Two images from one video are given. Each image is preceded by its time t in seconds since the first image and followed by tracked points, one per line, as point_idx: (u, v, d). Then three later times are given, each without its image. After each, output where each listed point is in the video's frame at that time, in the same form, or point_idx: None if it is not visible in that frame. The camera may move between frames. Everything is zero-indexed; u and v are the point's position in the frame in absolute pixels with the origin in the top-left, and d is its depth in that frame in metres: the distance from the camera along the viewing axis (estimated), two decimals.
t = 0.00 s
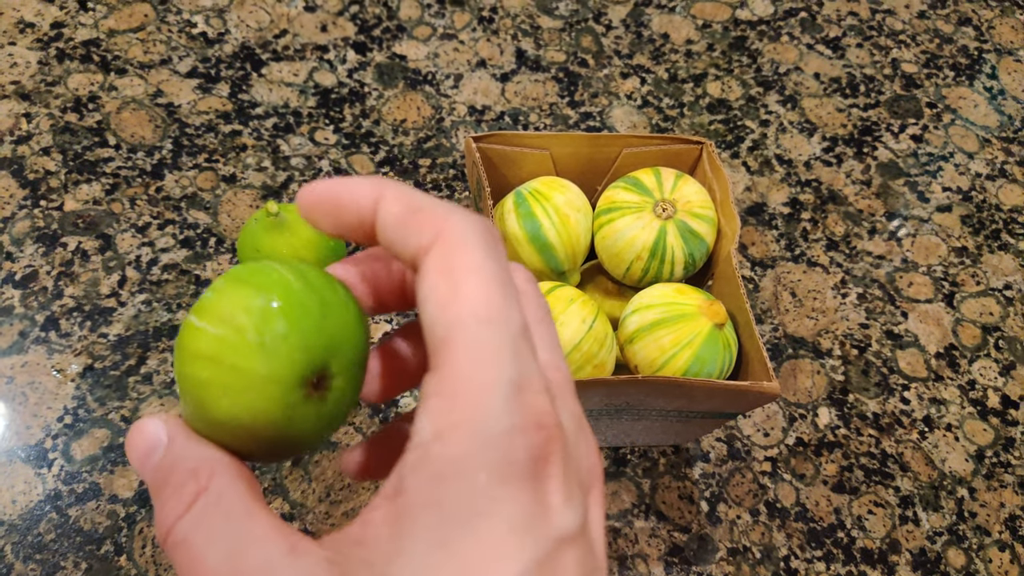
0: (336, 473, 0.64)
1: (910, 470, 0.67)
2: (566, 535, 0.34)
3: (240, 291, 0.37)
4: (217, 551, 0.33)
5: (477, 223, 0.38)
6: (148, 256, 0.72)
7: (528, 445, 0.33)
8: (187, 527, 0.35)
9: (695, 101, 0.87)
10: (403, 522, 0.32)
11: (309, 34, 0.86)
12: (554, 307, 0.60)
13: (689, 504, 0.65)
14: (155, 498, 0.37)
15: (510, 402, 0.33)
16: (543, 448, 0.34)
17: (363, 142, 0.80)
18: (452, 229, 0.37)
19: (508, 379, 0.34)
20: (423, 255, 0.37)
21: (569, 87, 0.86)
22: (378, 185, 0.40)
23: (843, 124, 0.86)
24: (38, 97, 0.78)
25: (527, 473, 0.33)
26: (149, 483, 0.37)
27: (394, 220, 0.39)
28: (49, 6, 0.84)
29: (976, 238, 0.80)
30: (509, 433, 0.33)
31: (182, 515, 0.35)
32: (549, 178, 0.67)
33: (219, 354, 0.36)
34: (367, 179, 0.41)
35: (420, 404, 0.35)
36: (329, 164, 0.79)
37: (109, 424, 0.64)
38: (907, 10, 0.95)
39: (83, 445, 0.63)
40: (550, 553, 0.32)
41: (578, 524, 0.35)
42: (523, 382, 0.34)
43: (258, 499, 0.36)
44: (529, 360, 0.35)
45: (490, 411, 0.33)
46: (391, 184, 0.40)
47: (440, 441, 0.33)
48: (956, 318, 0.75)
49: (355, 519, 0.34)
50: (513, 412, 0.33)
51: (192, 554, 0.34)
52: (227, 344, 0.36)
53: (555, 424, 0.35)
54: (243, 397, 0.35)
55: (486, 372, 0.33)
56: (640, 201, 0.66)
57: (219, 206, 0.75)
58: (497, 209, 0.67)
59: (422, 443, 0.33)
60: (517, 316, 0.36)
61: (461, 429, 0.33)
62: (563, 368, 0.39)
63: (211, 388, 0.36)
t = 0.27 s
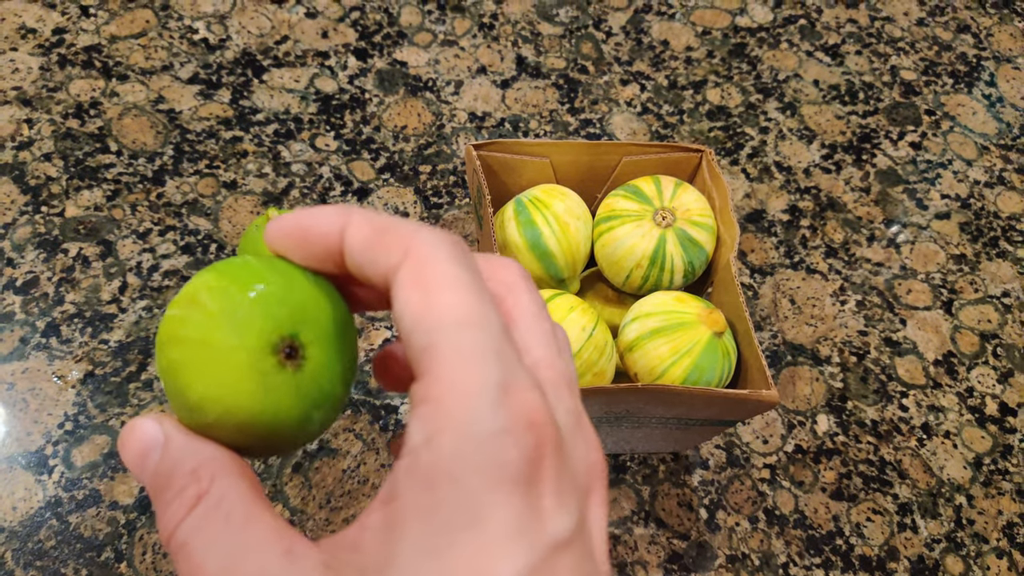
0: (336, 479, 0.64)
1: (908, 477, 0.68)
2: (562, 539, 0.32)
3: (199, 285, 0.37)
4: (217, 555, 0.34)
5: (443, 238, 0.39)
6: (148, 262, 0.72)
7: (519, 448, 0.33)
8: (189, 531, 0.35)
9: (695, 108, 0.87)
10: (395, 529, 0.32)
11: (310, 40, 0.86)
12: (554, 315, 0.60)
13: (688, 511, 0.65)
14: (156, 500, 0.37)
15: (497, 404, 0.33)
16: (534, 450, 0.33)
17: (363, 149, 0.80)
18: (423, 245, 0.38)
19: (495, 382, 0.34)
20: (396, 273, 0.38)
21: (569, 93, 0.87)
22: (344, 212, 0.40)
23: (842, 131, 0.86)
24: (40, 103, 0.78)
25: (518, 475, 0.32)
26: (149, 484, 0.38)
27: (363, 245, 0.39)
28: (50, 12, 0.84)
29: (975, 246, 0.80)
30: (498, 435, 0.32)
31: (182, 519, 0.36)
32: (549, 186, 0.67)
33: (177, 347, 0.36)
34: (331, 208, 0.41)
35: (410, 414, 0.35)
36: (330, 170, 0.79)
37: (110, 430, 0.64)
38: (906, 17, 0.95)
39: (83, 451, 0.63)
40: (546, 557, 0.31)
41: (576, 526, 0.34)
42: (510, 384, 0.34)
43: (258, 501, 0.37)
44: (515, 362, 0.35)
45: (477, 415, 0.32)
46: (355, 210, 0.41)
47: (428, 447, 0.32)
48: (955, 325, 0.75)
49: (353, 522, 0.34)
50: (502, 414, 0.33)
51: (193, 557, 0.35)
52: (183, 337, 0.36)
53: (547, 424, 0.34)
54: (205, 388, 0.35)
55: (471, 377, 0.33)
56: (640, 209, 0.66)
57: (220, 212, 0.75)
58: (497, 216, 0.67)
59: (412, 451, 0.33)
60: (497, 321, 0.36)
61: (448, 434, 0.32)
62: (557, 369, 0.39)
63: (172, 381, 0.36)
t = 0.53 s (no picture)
0: (334, 477, 0.64)
1: (908, 474, 0.68)
2: (562, 535, 0.33)
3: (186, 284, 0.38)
4: (218, 552, 0.35)
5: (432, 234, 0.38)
6: (146, 260, 0.72)
7: (518, 444, 0.32)
8: (190, 526, 0.36)
9: (693, 106, 0.87)
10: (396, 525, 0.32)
11: (308, 38, 0.86)
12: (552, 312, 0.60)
13: (687, 508, 0.65)
14: (153, 494, 0.37)
15: (494, 400, 0.32)
16: (534, 444, 0.33)
17: (361, 147, 0.80)
18: (414, 242, 0.37)
19: (492, 377, 0.33)
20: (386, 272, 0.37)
21: (567, 91, 0.86)
22: (332, 211, 0.40)
23: (841, 128, 0.86)
24: (37, 101, 0.78)
25: (516, 472, 0.32)
26: (145, 479, 0.38)
27: (353, 243, 0.39)
28: (47, 10, 0.84)
29: (974, 243, 0.80)
30: (497, 432, 0.32)
31: (182, 514, 0.36)
32: (548, 183, 0.67)
33: (168, 347, 0.36)
34: (320, 207, 0.41)
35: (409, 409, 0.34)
36: (328, 168, 0.79)
37: (108, 429, 0.64)
38: (905, 15, 0.95)
39: (81, 450, 0.63)
40: (544, 552, 0.31)
41: (576, 521, 0.34)
42: (507, 379, 0.33)
43: (257, 496, 0.38)
44: (513, 356, 0.34)
45: (473, 412, 0.32)
46: (345, 209, 0.40)
47: (425, 446, 0.32)
48: (954, 322, 0.75)
49: (356, 517, 0.35)
50: (501, 410, 0.32)
51: (194, 552, 0.35)
52: (172, 335, 0.36)
53: (548, 418, 0.33)
54: (194, 387, 0.35)
55: (466, 374, 0.33)
56: (638, 206, 0.66)
57: (217, 210, 0.75)
58: (496, 214, 0.67)
59: (410, 447, 0.33)
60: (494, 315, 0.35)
61: (446, 431, 0.32)
62: (557, 363, 0.39)
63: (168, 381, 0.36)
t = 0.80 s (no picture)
0: (332, 476, 0.64)
1: (905, 473, 0.68)
2: (563, 535, 0.33)
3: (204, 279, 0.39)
4: (216, 552, 0.34)
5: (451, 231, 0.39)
6: (144, 260, 0.72)
7: (521, 444, 0.33)
8: (188, 525, 0.35)
9: (691, 105, 0.87)
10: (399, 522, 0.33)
11: (306, 38, 0.86)
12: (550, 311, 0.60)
13: (685, 508, 0.65)
14: (157, 492, 0.37)
15: (500, 399, 0.33)
16: (537, 444, 0.33)
17: (359, 146, 0.80)
18: (431, 238, 0.37)
19: (499, 378, 0.33)
20: (404, 268, 0.38)
21: (565, 90, 0.86)
22: (347, 211, 0.41)
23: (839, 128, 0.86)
24: (34, 100, 0.78)
25: (520, 471, 0.32)
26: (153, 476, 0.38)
27: (370, 240, 0.40)
28: (44, 10, 0.84)
29: (972, 242, 0.80)
30: (502, 431, 0.32)
31: (183, 512, 0.36)
32: (546, 182, 0.67)
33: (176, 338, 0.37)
34: (332, 208, 0.42)
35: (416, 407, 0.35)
36: (326, 167, 0.79)
37: (106, 428, 0.64)
38: (903, 14, 0.95)
39: (79, 449, 0.63)
40: (544, 553, 0.32)
41: (577, 524, 0.34)
42: (514, 379, 0.34)
43: (259, 499, 0.37)
44: (520, 356, 0.35)
45: (478, 411, 0.33)
46: (360, 208, 0.41)
47: (430, 443, 0.33)
48: (952, 321, 0.75)
49: (357, 519, 0.36)
50: (505, 410, 0.33)
51: (193, 552, 0.35)
52: (180, 326, 0.37)
53: (549, 420, 0.34)
54: (196, 376, 0.35)
55: (474, 373, 0.33)
56: (636, 205, 0.66)
57: (215, 210, 0.75)
58: (494, 213, 0.67)
59: (416, 445, 0.34)
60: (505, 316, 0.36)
61: (453, 428, 0.32)
62: (563, 367, 0.39)
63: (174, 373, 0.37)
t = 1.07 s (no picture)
0: (332, 478, 0.64)
1: (905, 475, 0.68)
2: (580, 543, 0.34)
3: (259, 283, 0.42)
4: (241, 552, 0.34)
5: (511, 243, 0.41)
6: (145, 261, 0.72)
7: (545, 451, 0.35)
8: (213, 523, 0.35)
9: (691, 107, 0.87)
10: (420, 518, 0.33)
11: (306, 40, 0.86)
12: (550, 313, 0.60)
13: (685, 509, 0.65)
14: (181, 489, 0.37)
15: (531, 408, 0.35)
16: (559, 453, 0.35)
17: (360, 148, 0.80)
18: (489, 248, 0.40)
19: (531, 388, 0.35)
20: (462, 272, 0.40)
21: (565, 92, 0.87)
22: (415, 212, 0.44)
23: (838, 130, 0.87)
24: (35, 102, 0.78)
25: (543, 476, 0.34)
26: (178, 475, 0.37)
27: (434, 242, 0.42)
28: (45, 12, 0.84)
29: (971, 244, 0.80)
30: (527, 437, 0.34)
31: (207, 510, 0.36)
32: (545, 184, 0.67)
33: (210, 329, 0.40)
34: (402, 209, 0.44)
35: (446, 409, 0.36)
36: (327, 169, 0.79)
37: (106, 430, 0.64)
38: (902, 16, 0.95)
39: (79, 451, 0.63)
40: (560, 557, 0.33)
41: (590, 534, 0.35)
42: (544, 391, 0.36)
43: (280, 496, 0.37)
44: (551, 370, 0.37)
45: (508, 416, 0.35)
46: (427, 211, 0.43)
47: (460, 441, 0.34)
48: (951, 323, 0.76)
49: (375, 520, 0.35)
50: (532, 419, 0.35)
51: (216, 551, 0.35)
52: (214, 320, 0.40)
53: (569, 431, 0.36)
54: (240, 374, 0.38)
55: (508, 379, 0.35)
56: (636, 207, 0.66)
57: (216, 211, 0.75)
58: (493, 215, 0.67)
59: (444, 443, 0.35)
60: (543, 331, 0.38)
61: (484, 429, 0.34)
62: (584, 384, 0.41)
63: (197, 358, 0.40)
